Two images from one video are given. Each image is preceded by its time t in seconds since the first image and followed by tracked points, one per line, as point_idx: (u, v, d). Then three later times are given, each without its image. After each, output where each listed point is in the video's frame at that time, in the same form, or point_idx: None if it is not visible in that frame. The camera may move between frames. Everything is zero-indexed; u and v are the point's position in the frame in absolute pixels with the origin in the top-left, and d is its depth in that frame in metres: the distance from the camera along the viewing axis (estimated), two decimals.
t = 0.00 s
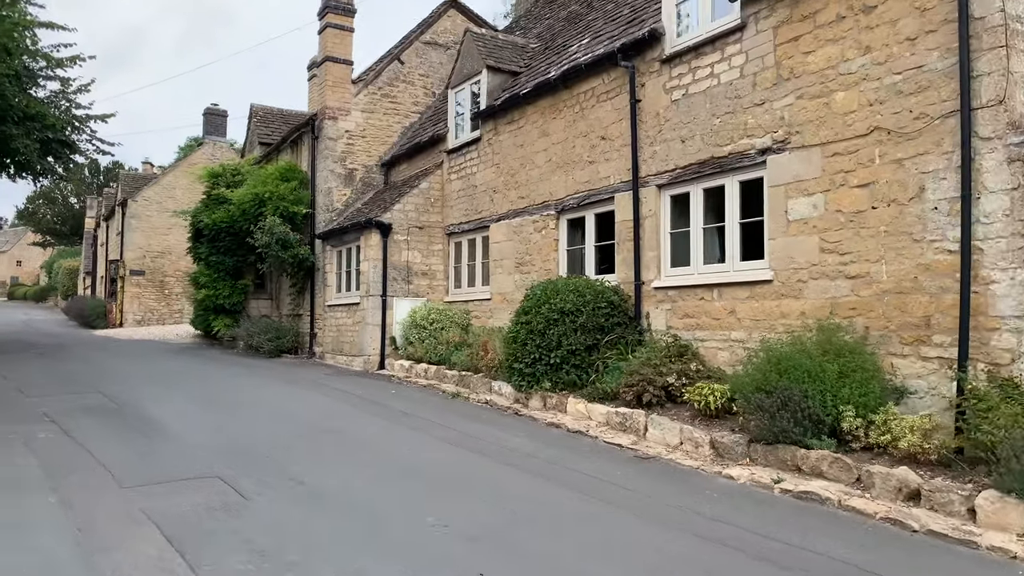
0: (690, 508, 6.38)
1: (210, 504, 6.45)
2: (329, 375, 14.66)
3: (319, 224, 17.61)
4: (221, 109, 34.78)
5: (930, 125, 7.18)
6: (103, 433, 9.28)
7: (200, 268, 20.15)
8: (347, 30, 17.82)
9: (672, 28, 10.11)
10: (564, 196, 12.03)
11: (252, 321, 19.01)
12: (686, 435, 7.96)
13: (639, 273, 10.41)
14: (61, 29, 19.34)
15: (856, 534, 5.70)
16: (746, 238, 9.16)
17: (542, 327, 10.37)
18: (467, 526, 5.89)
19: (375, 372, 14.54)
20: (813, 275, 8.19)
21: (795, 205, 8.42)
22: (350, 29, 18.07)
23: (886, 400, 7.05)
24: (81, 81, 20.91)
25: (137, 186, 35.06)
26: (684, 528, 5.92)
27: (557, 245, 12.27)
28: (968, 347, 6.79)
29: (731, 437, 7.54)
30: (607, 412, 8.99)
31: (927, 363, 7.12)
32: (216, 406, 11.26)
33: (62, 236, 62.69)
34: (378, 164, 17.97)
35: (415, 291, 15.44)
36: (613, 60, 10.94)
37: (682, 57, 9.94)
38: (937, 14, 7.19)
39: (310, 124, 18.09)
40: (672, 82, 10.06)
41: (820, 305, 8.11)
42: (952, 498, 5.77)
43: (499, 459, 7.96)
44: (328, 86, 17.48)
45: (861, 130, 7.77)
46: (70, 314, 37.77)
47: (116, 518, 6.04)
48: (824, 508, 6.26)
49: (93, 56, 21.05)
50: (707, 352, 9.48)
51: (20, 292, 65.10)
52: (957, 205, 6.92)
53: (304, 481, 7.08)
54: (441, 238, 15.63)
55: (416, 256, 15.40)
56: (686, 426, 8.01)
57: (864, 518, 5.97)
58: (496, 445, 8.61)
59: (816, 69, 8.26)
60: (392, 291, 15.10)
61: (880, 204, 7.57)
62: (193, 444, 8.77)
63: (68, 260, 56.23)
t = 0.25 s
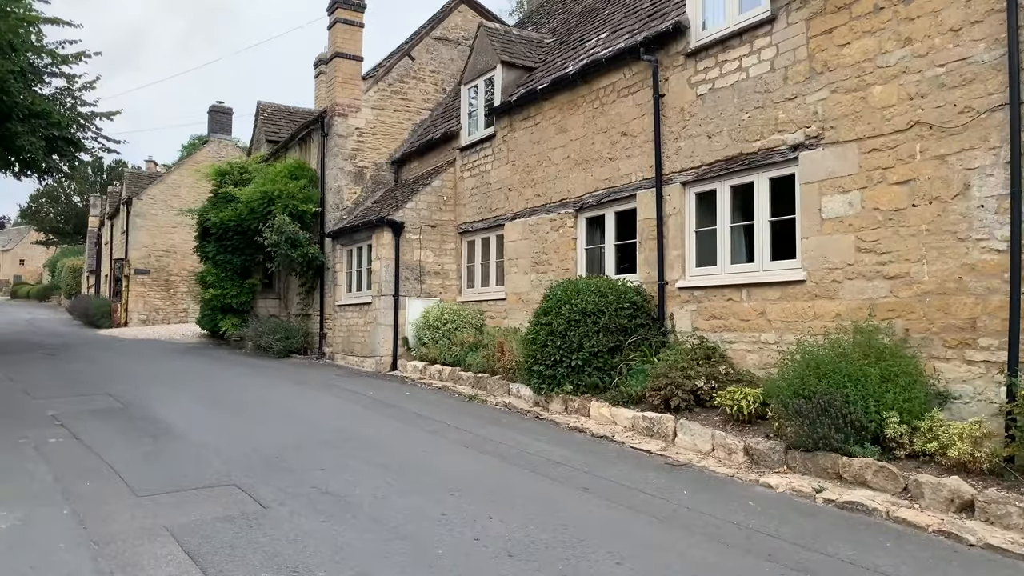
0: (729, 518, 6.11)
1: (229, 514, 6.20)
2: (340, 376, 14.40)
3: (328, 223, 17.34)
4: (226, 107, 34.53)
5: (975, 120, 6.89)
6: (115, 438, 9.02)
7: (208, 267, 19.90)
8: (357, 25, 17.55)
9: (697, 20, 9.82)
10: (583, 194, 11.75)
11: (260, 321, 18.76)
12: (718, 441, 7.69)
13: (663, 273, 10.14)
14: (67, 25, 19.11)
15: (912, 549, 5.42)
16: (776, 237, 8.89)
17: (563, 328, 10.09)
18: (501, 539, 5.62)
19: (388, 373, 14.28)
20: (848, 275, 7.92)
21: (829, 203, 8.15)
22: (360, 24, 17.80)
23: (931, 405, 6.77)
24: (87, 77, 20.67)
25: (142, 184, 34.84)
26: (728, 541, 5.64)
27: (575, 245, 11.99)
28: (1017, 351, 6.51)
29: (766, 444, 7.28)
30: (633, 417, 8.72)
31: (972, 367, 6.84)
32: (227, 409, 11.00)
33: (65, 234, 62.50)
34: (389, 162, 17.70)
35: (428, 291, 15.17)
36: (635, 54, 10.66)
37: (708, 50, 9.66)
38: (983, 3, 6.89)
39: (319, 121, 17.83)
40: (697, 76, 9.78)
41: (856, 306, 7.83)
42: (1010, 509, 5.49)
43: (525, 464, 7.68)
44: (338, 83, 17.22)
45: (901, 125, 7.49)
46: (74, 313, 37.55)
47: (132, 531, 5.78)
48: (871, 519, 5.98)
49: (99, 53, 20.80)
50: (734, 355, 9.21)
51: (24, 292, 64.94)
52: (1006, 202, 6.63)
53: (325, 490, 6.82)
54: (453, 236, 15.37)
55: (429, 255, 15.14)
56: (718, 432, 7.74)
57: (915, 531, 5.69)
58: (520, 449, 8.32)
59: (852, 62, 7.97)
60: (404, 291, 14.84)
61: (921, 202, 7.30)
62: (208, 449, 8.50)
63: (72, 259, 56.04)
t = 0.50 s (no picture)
0: (789, 534, 5.71)
1: (256, 528, 5.83)
2: (355, 378, 14.03)
3: (341, 221, 16.98)
4: (232, 105, 34.19)
5: None
6: (128, 445, 8.63)
7: (217, 267, 19.54)
8: (370, 20, 17.19)
9: (732, 9, 9.44)
10: (608, 190, 11.36)
11: (271, 322, 18.40)
12: (764, 448, 7.31)
13: (696, 272, 9.75)
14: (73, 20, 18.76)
15: (994, 567, 5.01)
16: (819, 235, 8.50)
17: (591, 330, 9.70)
18: (549, 555, 5.26)
19: (404, 375, 13.91)
20: (900, 275, 7.53)
21: (878, 199, 7.75)
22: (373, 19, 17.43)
23: (996, 412, 6.38)
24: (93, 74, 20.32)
25: (148, 183, 34.51)
26: (791, 558, 5.25)
27: (600, 243, 11.59)
28: None
29: (818, 452, 6.89)
30: (670, 422, 8.34)
31: None
32: (242, 413, 10.63)
33: (69, 234, 62.22)
34: (402, 159, 17.34)
35: (444, 291, 14.80)
36: (665, 45, 10.28)
37: (745, 40, 9.27)
38: None
39: (331, 117, 17.47)
40: (733, 68, 9.40)
41: (909, 307, 7.45)
42: None
43: (562, 473, 7.28)
44: (351, 78, 16.86)
45: (958, 116, 7.10)
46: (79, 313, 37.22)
47: (153, 547, 5.41)
48: (942, 535, 5.58)
49: (106, 49, 20.45)
50: (774, 357, 8.84)
51: (27, 291, 64.66)
52: None
53: (355, 501, 6.46)
54: (470, 235, 15.00)
55: (445, 254, 14.77)
56: (764, 440, 7.36)
57: (991, 548, 5.29)
58: (553, 456, 7.92)
59: (903, 50, 7.58)
60: (421, 291, 14.47)
61: (981, 197, 6.91)
62: (225, 457, 8.10)
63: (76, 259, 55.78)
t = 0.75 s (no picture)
0: (834, 550, 5.42)
1: (274, 545, 5.54)
2: (365, 381, 13.75)
3: (349, 222, 16.71)
4: (236, 105, 33.92)
5: None
6: (136, 452, 8.34)
7: (223, 268, 19.27)
8: (378, 17, 16.91)
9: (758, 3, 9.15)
10: (626, 190, 11.08)
11: (277, 324, 18.13)
12: (799, 458, 7.04)
13: (720, 275, 9.47)
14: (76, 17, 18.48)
15: None
16: (850, 236, 8.22)
17: (612, 333, 9.40)
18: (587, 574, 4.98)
19: (415, 379, 13.64)
20: (938, 277, 7.25)
21: (914, 199, 7.47)
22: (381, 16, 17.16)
23: None
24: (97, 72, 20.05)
25: (151, 183, 34.26)
26: None
27: (617, 244, 11.29)
28: None
29: (856, 463, 6.61)
30: (697, 430, 8.06)
31: None
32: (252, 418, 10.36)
33: (71, 234, 61.98)
34: (411, 159, 17.07)
35: (455, 293, 14.53)
36: (687, 41, 9.99)
37: (771, 35, 8.99)
38: None
39: (339, 116, 17.20)
40: (759, 64, 9.12)
41: (948, 312, 7.17)
42: None
43: (589, 484, 6.99)
44: (359, 77, 16.58)
45: (1001, 112, 6.82)
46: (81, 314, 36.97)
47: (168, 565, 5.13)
48: (997, 552, 5.27)
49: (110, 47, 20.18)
50: (803, 362, 8.56)
51: (29, 292, 64.45)
52: None
53: (376, 515, 6.19)
54: (481, 235, 14.72)
55: (456, 255, 14.50)
56: (799, 449, 7.08)
57: None
58: (578, 465, 7.64)
59: (942, 44, 7.29)
60: (432, 293, 14.21)
61: None
62: (237, 466, 7.81)
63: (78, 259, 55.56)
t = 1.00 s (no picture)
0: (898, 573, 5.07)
1: (300, 565, 5.23)
2: (378, 387, 13.43)
3: (360, 224, 16.40)
4: (241, 106, 33.65)
5: None
6: (148, 463, 8.02)
7: (230, 271, 18.96)
8: (389, 15, 16.61)
9: None
10: (650, 191, 10.75)
11: (286, 328, 17.82)
12: (845, 471, 6.70)
13: (751, 279, 9.15)
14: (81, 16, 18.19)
15: None
16: (891, 239, 7.90)
17: (639, 339, 9.05)
18: None
19: (429, 385, 13.32)
20: (989, 282, 6.91)
21: (963, 199, 7.14)
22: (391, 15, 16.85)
23: None
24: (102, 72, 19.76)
25: (155, 185, 33.96)
26: None
27: (640, 246, 10.96)
28: None
29: (909, 477, 6.27)
30: (734, 441, 7.73)
31: None
32: (264, 426, 10.04)
33: (72, 237, 61.73)
34: (422, 160, 16.75)
35: (470, 297, 14.21)
36: (715, 37, 9.67)
37: (806, 31, 8.67)
38: None
39: (349, 117, 16.89)
40: (793, 60, 8.79)
41: (1000, 318, 6.84)
42: None
43: (626, 500, 6.64)
44: (369, 76, 16.28)
45: None
46: (85, 317, 36.66)
47: None
48: None
49: (115, 46, 19.88)
50: (841, 370, 8.22)
51: (31, 294, 64.20)
52: None
53: (405, 533, 5.88)
54: (496, 238, 14.41)
55: (471, 258, 14.18)
56: (844, 462, 6.74)
57: None
58: (611, 478, 7.29)
59: (992, 38, 6.97)
60: (446, 296, 13.90)
61: None
62: (254, 478, 7.48)
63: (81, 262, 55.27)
